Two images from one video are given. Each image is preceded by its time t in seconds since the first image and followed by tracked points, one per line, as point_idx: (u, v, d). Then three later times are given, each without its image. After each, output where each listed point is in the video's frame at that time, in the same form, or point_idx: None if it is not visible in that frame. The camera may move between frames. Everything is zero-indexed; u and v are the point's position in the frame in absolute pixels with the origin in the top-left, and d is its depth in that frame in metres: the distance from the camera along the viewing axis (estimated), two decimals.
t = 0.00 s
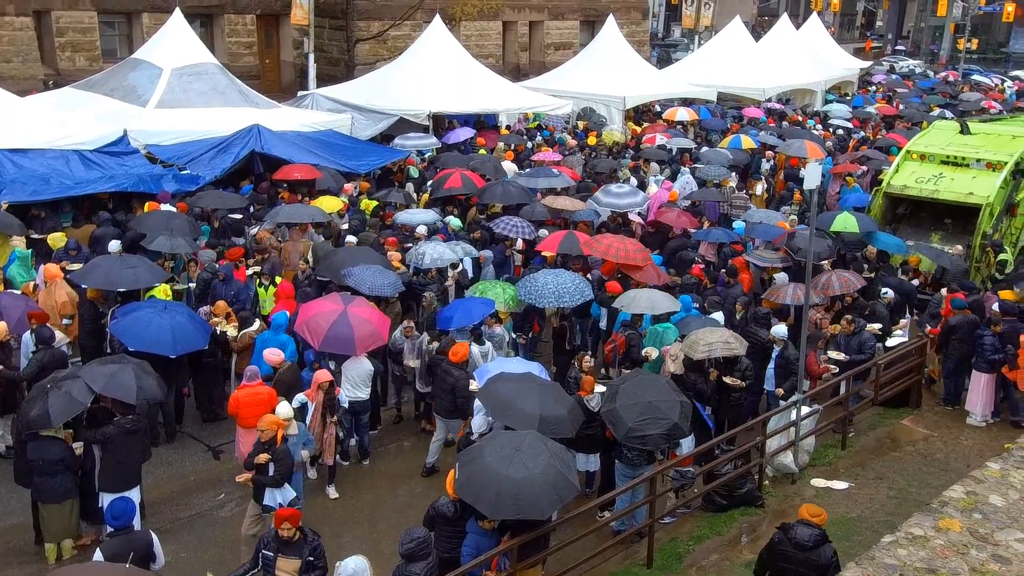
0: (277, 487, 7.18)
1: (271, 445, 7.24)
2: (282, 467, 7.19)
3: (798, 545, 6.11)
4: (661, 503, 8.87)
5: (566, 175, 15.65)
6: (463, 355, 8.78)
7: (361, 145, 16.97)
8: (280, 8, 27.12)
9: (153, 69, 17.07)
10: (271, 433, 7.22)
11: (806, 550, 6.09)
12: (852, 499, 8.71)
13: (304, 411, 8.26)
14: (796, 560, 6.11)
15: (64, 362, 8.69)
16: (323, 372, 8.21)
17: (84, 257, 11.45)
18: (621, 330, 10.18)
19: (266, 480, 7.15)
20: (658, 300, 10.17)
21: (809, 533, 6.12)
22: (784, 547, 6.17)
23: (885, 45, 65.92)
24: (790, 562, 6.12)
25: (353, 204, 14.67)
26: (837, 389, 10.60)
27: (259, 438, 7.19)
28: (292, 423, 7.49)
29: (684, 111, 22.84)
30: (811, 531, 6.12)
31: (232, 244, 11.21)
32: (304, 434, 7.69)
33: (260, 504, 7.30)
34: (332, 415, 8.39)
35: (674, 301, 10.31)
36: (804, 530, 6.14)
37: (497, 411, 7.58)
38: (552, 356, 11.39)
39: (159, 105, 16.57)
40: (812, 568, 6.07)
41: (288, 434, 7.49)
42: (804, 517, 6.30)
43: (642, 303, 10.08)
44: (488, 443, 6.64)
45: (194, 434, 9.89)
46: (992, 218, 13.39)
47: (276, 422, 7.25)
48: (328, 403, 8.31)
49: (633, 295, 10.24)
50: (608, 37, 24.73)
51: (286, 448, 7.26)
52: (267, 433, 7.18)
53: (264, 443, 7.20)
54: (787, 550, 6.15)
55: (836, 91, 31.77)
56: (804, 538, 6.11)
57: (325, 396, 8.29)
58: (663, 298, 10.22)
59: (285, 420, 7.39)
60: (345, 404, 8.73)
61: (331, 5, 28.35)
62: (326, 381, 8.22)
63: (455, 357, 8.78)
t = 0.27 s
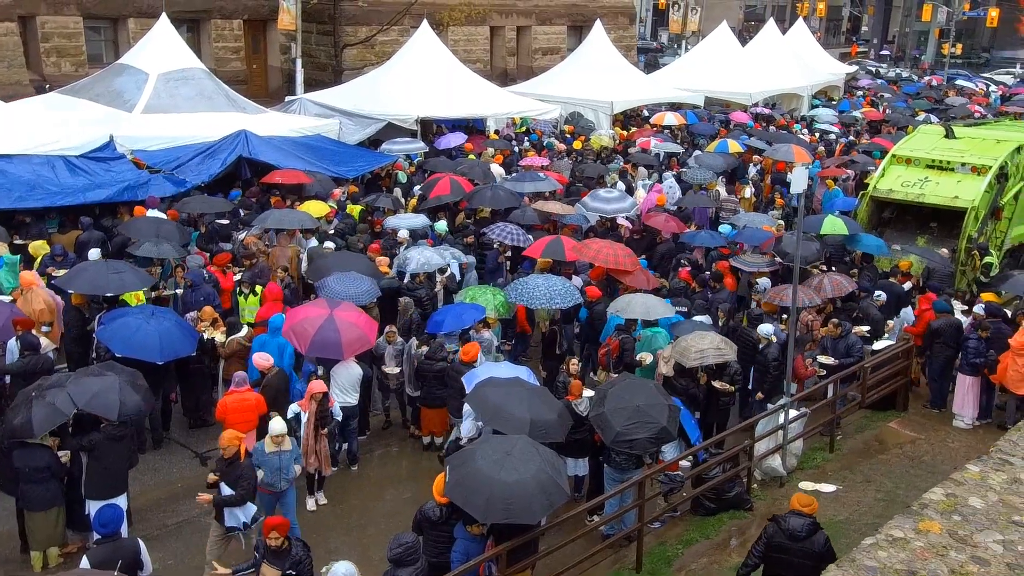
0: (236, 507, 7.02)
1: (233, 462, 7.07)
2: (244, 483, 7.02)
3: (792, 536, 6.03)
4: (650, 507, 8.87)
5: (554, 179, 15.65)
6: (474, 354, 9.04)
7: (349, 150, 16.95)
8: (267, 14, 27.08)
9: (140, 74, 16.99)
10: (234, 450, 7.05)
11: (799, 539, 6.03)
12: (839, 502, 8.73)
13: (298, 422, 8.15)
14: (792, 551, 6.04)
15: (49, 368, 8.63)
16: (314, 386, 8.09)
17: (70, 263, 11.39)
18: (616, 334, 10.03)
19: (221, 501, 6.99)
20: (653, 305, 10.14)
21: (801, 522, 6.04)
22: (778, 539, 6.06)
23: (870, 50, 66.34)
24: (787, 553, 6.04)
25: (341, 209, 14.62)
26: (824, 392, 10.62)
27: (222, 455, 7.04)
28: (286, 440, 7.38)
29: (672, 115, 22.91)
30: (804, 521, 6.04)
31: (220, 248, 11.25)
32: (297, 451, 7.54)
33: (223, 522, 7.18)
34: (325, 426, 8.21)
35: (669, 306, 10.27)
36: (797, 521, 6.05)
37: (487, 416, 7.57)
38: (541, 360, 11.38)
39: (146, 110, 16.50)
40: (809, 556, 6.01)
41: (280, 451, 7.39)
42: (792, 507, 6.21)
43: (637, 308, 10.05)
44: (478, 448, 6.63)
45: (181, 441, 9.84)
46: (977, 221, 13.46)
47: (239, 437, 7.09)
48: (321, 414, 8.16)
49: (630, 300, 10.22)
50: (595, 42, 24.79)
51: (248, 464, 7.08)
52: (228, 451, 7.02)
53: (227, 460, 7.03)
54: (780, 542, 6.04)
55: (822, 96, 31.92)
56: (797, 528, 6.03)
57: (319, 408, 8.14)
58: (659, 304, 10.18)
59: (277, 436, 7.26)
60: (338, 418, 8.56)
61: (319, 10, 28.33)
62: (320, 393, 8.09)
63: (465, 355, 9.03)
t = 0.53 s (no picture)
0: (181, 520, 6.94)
1: (197, 474, 7.06)
2: (211, 496, 7.05)
3: (783, 532, 6.41)
4: (641, 512, 8.88)
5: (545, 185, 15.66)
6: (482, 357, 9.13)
7: (339, 155, 16.92)
8: (257, 20, 27.06)
9: (129, 81, 16.95)
10: (199, 461, 7.02)
11: (790, 534, 6.41)
12: (828, 507, 8.75)
13: (290, 443, 7.79)
14: (785, 547, 6.42)
15: (37, 375, 8.60)
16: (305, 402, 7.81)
17: (59, 269, 11.33)
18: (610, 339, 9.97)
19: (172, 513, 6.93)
20: (650, 311, 10.12)
21: (790, 517, 6.44)
22: (769, 537, 6.46)
23: (858, 56, 66.70)
24: (780, 549, 6.42)
25: (330, 214, 14.60)
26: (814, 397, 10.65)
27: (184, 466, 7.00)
28: (288, 458, 7.15)
29: (662, 120, 22.99)
30: (792, 516, 6.43)
31: (208, 255, 11.23)
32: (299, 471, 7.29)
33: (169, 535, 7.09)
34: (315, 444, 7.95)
35: (666, 312, 10.24)
36: (786, 518, 6.43)
37: (479, 422, 7.56)
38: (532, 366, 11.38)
39: (135, 116, 16.46)
40: (801, 549, 6.41)
41: (283, 468, 7.14)
42: (780, 504, 6.60)
43: (635, 314, 10.02)
44: (470, 453, 6.63)
45: (171, 448, 9.80)
46: (965, 226, 13.53)
47: (202, 448, 7.06)
48: (312, 431, 7.89)
49: (627, 306, 10.19)
50: (585, 48, 24.83)
51: (214, 475, 7.09)
52: (193, 461, 6.99)
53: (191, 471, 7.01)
54: (774, 539, 6.43)
55: (810, 102, 32.06)
56: (786, 524, 6.42)
57: (309, 425, 7.87)
58: (656, 310, 10.15)
59: (280, 453, 7.02)
60: (329, 434, 8.31)
61: (308, 16, 28.32)
62: (310, 410, 7.83)
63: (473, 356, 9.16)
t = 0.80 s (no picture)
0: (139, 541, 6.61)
1: (167, 493, 6.79)
2: (182, 517, 6.77)
3: (777, 521, 6.58)
4: (635, 516, 8.88)
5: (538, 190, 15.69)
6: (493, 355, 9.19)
7: (332, 160, 16.92)
8: (249, 25, 27.06)
9: (121, 86, 16.93)
10: (168, 480, 6.75)
11: (785, 524, 6.56)
12: (822, 511, 8.78)
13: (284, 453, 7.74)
14: (779, 535, 6.59)
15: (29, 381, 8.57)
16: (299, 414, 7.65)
17: (51, 275, 11.31)
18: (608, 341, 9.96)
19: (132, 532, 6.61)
20: (649, 313, 10.13)
21: (786, 508, 6.58)
22: (766, 524, 6.66)
23: (850, 60, 66.95)
24: (774, 537, 6.61)
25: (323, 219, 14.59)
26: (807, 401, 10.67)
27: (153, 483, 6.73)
28: (287, 468, 7.13)
29: (655, 125, 23.05)
30: (788, 507, 6.58)
31: (200, 261, 11.20)
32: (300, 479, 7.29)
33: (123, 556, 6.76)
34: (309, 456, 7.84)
35: (665, 315, 10.24)
36: (782, 508, 6.60)
37: (471, 427, 7.56)
38: (525, 371, 11.38)
39: (127, 121, 16.44)
40: (794, 540, 6.53)
41: (282, 479, 7.13)
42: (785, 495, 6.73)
43: (633, 316, 10.03)
44: (464, 459, 6.63)
45: (163, 454, 9.77)
46: (956, 230, 13.59)
47: (173, 466, 6.77)
48: (306, 442, 7.81)
49: (626, 309, 10.20)
50: (577, 53, 24.89)
51: (184, 496, 6.82)
52: (162, 479, 6.72)
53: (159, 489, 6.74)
54: (769, 526, 6.63)
55: (802, 106, 32.17)
56: (781, 514, 6.58)
57: (303, 436, 7.79)
58: (655, 313, 10.17)
59: (279, 463, 7.02)
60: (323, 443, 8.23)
61: (301, 21, 28.32)
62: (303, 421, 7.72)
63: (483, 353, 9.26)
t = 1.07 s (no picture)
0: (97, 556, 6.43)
1: (132, 511, 6.57)
2: (145, 538, 6.56)
3: (785, 514, 6.75)
4: (629, 521, 8.88)
5: (531, 195, 15.69)
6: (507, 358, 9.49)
7: (324, 166, 16.90)
8: (242, 30, 27.02)
9: (112, 91, 16.89)
10: (135, 498, 6.54)
11: (792, 518, 6.72)
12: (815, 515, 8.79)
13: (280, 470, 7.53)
14: (784, 528, 6.75)
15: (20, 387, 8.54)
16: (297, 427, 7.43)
17: (43, 280, 11.25)
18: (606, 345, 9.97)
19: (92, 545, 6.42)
20: (648, 317, 10.16)
21: (795, 503, 6.75)
22: (773, 516, 6.82)
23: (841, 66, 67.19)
24: (779, 528, 6.77)
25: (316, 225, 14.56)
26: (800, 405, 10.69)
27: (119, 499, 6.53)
28: (281, 486, 7.00)
29: (648, 130, 23.10)
30: (797, 502, 6.74)
31: (193, 265, 11.15)
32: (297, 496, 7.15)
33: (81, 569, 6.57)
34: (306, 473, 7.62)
35: (664, 318, 10.27)
36: (791, 502, 6.77)
37: (465, 433, 7.55)
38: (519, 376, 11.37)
39: (119, 127, 16.39)
40: (799, 534, 6.69)
41: (275, 498, 6.99)
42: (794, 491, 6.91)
43: (632, 320, 10.06)
44: (457, 463, 6.61)
45: (155, 460, 9.73)
46: (948, 235, 13.64)
47: (142, 484, 6.57)
48: (304, 458, 7.60)
49: (625, 313, 10.22)
50: (570, 58, 24.93)
51: (150, 515, 6.61)
52: (129, 496, 6.52)
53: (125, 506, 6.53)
54: (776, 518, 6.79)
55: (794, 112, 32.26)
56: (790, 507, 6.75)
57: (301, 452, 7.57)
58: (654, 317, 10.20)
59: (272, 481, 6.90)
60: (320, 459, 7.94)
61: (293, 26, 28.28)
62: (300, 437, 7.47)
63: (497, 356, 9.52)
